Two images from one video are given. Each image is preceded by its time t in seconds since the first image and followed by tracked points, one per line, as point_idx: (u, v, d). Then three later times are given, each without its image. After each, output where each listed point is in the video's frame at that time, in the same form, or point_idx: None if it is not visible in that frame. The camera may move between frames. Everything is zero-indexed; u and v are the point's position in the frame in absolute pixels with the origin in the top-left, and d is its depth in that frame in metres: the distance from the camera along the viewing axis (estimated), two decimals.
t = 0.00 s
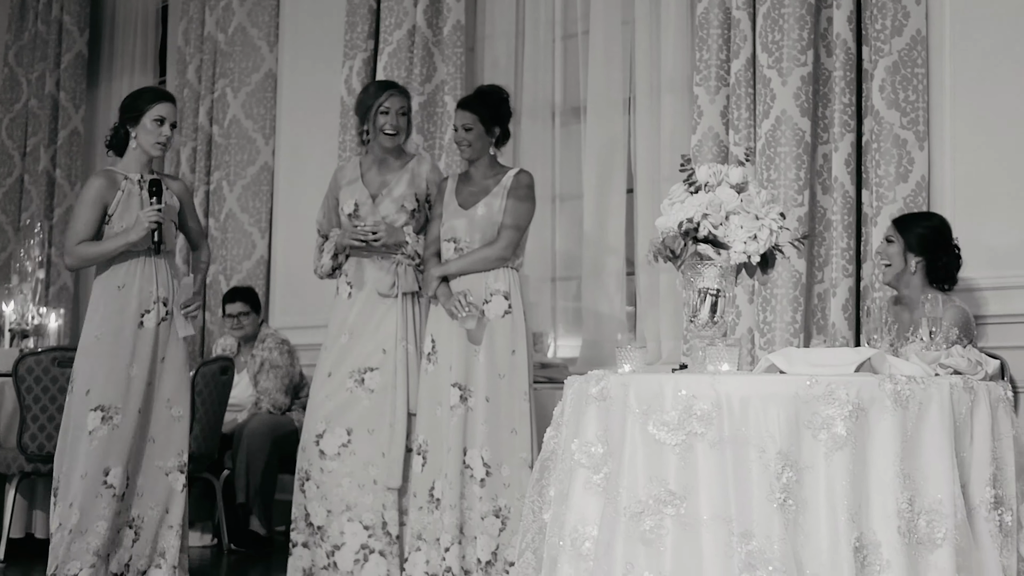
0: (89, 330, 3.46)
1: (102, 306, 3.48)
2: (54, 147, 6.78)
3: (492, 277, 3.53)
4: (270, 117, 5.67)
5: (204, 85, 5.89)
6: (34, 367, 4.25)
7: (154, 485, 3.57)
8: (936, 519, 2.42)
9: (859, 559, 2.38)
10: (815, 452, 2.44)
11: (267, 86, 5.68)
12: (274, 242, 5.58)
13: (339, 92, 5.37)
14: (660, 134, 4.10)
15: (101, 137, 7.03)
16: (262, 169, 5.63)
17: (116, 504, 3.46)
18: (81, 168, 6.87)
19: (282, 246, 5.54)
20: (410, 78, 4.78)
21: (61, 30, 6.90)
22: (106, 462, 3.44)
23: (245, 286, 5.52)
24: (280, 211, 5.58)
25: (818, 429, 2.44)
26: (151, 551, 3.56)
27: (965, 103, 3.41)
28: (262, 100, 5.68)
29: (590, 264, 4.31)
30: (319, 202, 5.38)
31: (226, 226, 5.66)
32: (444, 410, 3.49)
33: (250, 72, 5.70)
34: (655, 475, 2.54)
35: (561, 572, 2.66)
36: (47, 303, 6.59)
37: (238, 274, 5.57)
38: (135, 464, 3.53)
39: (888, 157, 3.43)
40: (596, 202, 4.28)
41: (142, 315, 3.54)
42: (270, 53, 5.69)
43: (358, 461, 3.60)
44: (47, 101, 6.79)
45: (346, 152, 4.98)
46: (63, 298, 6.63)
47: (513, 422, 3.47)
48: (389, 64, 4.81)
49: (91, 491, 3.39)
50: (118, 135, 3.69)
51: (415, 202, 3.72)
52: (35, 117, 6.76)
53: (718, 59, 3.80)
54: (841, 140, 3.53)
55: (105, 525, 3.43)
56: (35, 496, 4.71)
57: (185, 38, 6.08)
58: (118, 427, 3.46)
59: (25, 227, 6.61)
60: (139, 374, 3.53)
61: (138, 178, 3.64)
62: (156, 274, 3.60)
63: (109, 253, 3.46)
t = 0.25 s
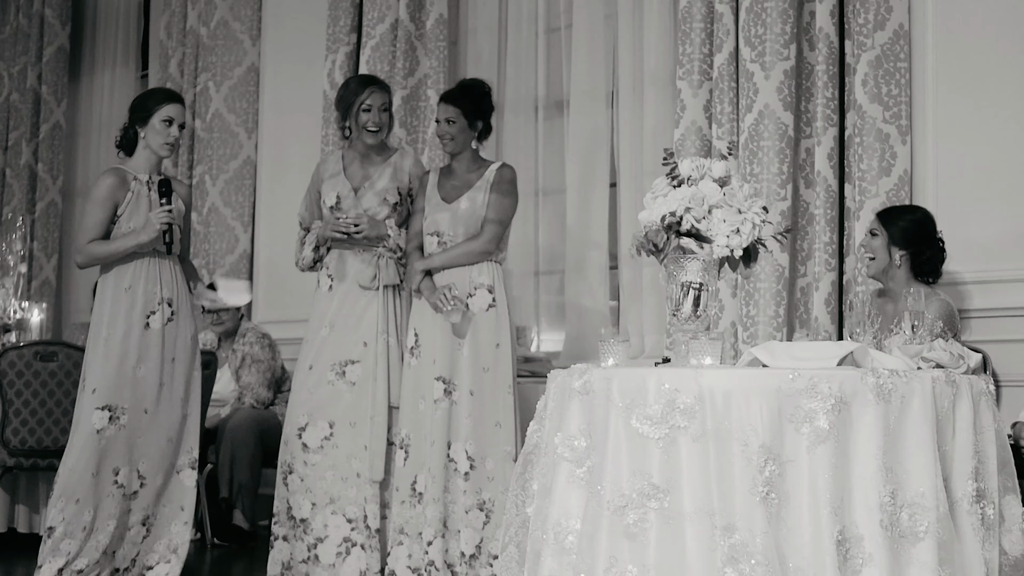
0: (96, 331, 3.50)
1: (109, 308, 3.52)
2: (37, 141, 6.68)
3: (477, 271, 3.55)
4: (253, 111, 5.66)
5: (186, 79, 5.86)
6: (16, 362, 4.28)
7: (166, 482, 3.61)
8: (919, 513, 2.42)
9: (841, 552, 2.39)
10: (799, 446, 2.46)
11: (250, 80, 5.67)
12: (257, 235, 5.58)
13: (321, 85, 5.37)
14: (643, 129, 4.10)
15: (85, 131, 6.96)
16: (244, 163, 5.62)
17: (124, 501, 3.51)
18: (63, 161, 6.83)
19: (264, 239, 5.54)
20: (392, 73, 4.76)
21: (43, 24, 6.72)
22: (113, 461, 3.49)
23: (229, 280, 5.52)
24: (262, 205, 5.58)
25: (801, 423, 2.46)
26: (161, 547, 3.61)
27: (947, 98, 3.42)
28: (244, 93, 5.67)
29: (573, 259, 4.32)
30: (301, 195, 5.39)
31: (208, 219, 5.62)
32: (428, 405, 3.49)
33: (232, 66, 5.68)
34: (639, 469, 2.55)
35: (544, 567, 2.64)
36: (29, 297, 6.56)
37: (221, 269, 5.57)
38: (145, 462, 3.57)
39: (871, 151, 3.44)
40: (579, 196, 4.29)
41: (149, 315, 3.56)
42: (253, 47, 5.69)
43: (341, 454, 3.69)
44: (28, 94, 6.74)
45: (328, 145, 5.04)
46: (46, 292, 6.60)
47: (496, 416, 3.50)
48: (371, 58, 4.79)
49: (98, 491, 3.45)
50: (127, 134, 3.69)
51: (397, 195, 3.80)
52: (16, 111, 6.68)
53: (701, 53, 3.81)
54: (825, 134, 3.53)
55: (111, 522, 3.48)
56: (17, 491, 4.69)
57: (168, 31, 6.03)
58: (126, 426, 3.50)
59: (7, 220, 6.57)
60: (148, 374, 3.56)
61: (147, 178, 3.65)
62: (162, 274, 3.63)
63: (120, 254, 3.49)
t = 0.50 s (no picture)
0: (100, 327, 3.46)
1: (112, 304, 3.48)
2: (28, 137, 6.66)
3: (471, 267, 3.56)
4: (245, 107, 5.66)
5: (179, 74, 5.90)
6: (6, 359, 4.24)
7: (175, 480, 3.55)
8: (910, 509, 2.43)
9: (832, 548, 2.39)
10: (791, 442, 2.46)
11: (241, 76, 5.66)
12: (249, 233, 5.59)
13: (314, 85, 5.34)
14: (635, 125, 4.11)
15: (76, 127, 6.94)
16: (236, 159, 5.62)
17: (127, 498, 3.45)
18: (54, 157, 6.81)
19: (255, 236, 5.55)
20: (384, 70, 4.75)
21: (33, 20, 6.73)
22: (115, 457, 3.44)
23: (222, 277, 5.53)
24: (253, 201, 5.58)
25: (793, 419, 2.46)
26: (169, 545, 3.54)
27: (939, 94, 3.43)
28: (236, 90, 5.66)
29: (564, 256, 4.34)
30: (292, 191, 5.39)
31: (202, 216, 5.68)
32: (423, 400, 3.50)
33: (223, 62, 5.68)
34: (630, 465, 2.56)
35: (536, 564, 2.64)
36: (20, 293, 6.54)
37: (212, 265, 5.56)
38: (151, 459, 3.52)
39: (863, 147, 3.45)
40: (572, 193, 4.29)
41: (152, 311, 3.52)
42: (245, 43, 5.67)
43: (332, 450, 3.70)
44: (19, 91, 6.71)
45: (320, 142, 5.01)
46: (37, 288, 6.59)
47: (491, 412, 3.51)
48: (363, 55, 4.78)
49: (100, 486, 3.40)
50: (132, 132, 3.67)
51: (391, 191, 3.82)
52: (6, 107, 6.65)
53: (693, 49, 3.81)
54: (816, 130, 3.54)
55: (113, 518, 3.43)
56: (8, 488, 4.68)
57: (160, 28, 6.07)
58: (129, 422, 3.45)
59: None
60: (151, 369, 3.52)
61: (153, 174, 3.63)
62: (167, 270, 3.59)
63: (126, 248, 3.45)
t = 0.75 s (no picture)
0: (84, 322, 3.46)
1: (98, 298, 3.48)
2: (14, 133, 6.65)
3: (460, 264, 3.55)
4: (232, 104, 5.66)
5: (164, 70, 5.85)
6: None
7: (160, 476, 3.55)
8: (895, 506, 2.43)
9: (817, 545, 2.40)
10: (776, 439, 2.47)
11: (228, 73, 5.66)
12: (235, 229, 5.58)
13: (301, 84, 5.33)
14: (623, 122, 4.11)
15: (65, 119, 6.90)
16: (222, 155, 5.61)
17: (112, 493, 3.46)
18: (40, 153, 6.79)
19: (242, 231, 5.54)
20: (371, 66, 4.76)
21: (20, 15, 6.70)
22: (100, 453, 3.45)
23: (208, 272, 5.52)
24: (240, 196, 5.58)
25: (779, 416, 2.46)
26: (162, 542, 3.55)
27: (925, 92, 3.45)
28: (223, 86, 5.66)
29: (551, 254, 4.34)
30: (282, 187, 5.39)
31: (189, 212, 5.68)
32: (413, 397, 3.50)
33: (211, 58, 5.67)
34: (616, 462, 2.56)
35: (521, 560, 2.64)
36: (6, 289, 6.52)
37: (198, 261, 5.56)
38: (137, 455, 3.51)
39: (850, 145, 3.46)
40: (558, 190, 4.29)
41: (137, 306, 3.51)
42: (231, 39, 5.67)
43: (322, 447, 3.70)
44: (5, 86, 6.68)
45: (307, 138, 5.00)
46: (23, 284, 6.57)
47: (480, 409, 3.52)
48: (350, 51, 4.79)
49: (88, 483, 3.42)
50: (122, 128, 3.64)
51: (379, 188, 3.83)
52: None
53: (680, 47, 3.81)
54: (803, 128, 3.55)
55: (104, 515, 3.45)
56: None
57: (145, 23, 6.01)
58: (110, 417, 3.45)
59: None
60: (135, 365, 3.50)
61: (142, 169, 3.61)
62: (153, 266, 3.57)
63: (111, 243, 3.46)
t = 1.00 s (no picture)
0: (72, 317, 3.43)
1: (86, 293, 3.45)
2: None
3: (446, 262, 3.56)
4: (215, 101, 5.63)
5: (149, 68, 5.85)
6: None
7: (150, 472, 3.54)
8: (879, 505, 2.44)
9: (800, 543, 2.40)
10: (759, 437, 2.47)
11: (212, 70, 5.64)
12: (220, 227, 5.56)
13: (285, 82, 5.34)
14: (608, 119, 4.11)
15: (48, 116, 6.87)
16: (207, 154, 5.59)
17: (104, 488, 3.44)
18: (24, 151, 6.75)
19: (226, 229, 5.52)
20: (355, 64, 4.75)
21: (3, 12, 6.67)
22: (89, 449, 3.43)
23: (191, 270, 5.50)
24: (224, 195, 5.55)
25: (762, 415, 2.46)
26: (151, 539, 3.52)
27: (910, 91, 3.50)
28: (207, 83, 5.64)
29: (537, 253, 4.34)
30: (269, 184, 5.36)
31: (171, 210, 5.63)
32: (399, 396, 3.50)
33: (195, 56, 5.65)
34: (599, 461, 2.56)
35: (505, 559, 2.63)
36: None
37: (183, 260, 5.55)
38: (127, 450, 3.48)
39: (833, 143, 3.51)
40: (541, 187, 4.30)
41: (127, 301, 3.49)
42: (216, 37, 5.65)
43: (311, 446, 3.71)
44: None
45: (291, 137, 4.98)
46: (7, 283, 6.53)
47: (467, 407, 3.52)
48: (335, 48, 4.76)
49: (78, 479, 3.39)
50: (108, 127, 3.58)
51: (364, 186, 3.82)
52: None
53: (664, 46, 3.83)
54: (787, 127, 3.58)
55: (94, 511, 3.43)
56: None
57: (130, 21, 6.02)
58: (103, 411, 3.43)
59: None
60: (125, 360, 3.48)
61: (129, 166, 3.61)
62: (139, 261, 3.54)
63: (93, 239, 3.46)
